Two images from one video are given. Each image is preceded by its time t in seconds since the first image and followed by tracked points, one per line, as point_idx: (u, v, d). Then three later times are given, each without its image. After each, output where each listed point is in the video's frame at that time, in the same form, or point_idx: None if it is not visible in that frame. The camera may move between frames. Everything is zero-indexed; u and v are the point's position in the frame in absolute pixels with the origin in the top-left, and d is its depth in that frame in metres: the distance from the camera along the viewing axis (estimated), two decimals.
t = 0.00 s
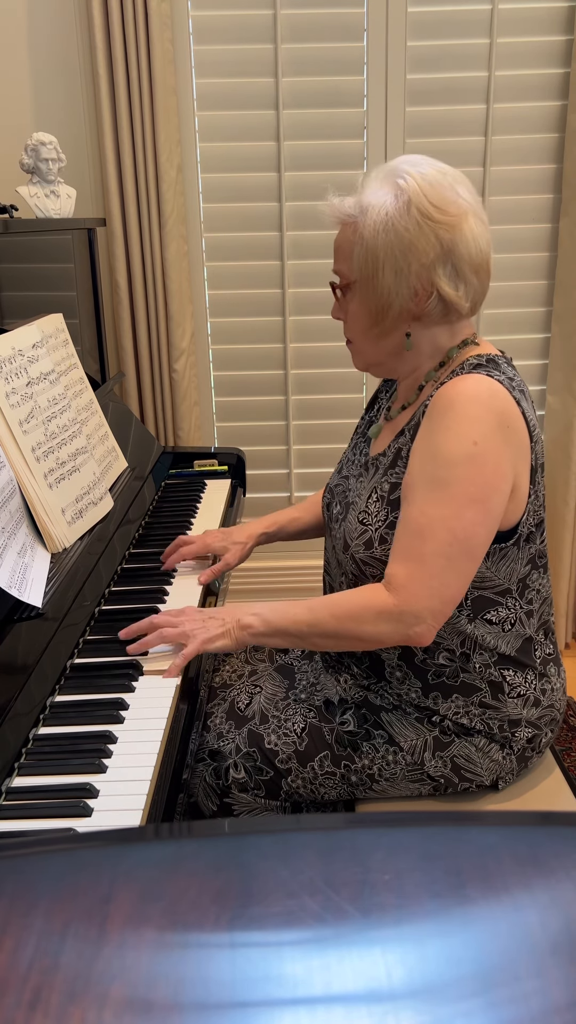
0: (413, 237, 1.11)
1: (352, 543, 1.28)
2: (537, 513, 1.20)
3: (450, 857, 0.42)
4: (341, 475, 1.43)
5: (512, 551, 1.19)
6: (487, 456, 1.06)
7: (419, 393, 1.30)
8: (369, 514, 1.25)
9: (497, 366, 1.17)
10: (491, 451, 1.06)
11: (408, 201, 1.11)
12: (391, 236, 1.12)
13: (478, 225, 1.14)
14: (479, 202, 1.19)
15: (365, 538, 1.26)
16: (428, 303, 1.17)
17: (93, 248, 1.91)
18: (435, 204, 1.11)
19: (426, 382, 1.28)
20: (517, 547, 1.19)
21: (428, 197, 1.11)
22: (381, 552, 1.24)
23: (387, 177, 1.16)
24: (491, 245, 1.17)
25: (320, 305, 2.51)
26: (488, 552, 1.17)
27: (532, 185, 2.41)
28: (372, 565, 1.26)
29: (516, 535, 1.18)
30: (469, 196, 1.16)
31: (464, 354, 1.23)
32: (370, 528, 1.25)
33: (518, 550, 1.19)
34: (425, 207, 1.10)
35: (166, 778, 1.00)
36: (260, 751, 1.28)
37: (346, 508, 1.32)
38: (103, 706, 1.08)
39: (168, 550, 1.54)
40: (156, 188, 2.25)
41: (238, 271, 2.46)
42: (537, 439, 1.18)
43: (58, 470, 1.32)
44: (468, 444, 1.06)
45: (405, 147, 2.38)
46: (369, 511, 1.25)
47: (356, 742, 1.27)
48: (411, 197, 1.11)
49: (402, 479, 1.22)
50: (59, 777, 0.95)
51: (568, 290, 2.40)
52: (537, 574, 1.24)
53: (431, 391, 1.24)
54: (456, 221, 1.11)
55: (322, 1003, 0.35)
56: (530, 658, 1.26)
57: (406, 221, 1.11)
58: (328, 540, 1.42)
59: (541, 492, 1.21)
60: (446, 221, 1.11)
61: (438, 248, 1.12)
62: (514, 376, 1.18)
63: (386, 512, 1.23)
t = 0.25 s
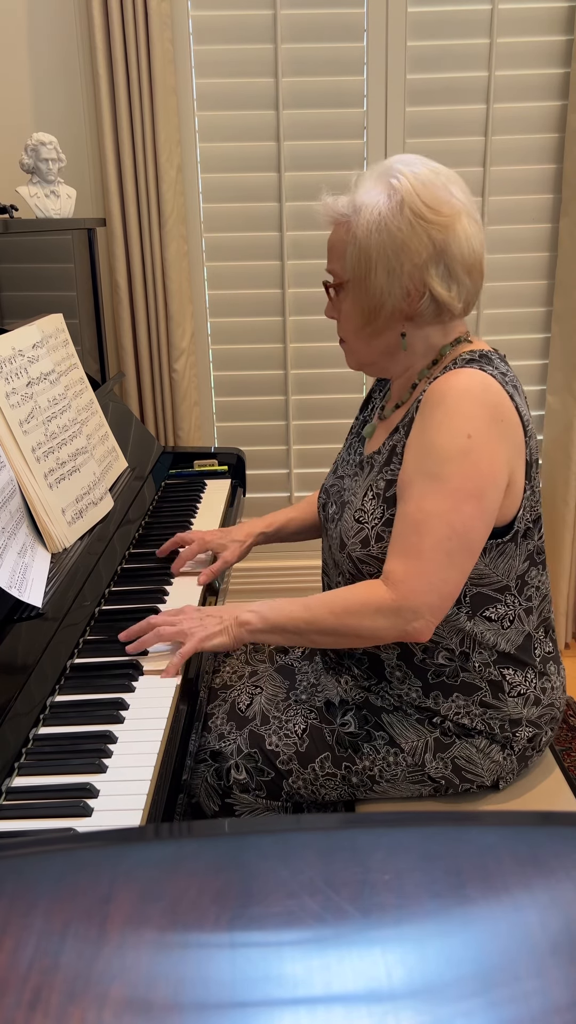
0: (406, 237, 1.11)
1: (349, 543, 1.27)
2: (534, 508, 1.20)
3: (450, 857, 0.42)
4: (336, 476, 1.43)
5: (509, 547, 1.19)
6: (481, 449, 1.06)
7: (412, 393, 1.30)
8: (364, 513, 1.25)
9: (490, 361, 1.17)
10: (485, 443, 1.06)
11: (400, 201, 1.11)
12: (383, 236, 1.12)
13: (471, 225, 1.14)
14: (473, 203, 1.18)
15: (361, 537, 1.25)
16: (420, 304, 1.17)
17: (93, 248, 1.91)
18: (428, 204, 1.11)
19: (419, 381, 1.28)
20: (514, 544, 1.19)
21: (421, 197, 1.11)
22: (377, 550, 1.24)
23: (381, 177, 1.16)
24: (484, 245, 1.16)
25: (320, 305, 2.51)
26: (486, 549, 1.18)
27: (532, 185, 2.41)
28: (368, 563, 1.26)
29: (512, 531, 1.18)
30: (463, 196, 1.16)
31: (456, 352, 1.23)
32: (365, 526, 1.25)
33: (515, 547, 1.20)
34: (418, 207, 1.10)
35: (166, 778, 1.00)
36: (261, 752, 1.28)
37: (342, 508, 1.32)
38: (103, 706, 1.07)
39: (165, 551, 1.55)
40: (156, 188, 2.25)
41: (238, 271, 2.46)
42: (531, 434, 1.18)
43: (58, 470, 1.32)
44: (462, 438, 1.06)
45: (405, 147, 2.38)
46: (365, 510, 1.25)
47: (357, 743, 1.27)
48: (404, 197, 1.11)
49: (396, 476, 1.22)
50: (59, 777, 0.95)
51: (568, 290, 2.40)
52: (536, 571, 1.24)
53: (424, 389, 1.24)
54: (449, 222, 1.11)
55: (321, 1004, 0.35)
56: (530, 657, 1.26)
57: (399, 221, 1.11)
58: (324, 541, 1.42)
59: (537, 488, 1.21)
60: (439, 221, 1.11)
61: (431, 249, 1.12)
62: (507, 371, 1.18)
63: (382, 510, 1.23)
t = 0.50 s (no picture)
0: (375, 242, 1.11)
1: (335, 547, 1.27)
2: (520, 502, 1.21)
3: (450, 857, 0.42)
4: (323, 481, 1.43)
5: (497, 543, 1.20)
6: (463, 443, 1.06)
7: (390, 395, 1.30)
8: (350, 515, 1.25)
9: (464, 358, 1.18)
10: (467, 437, 1.07)
11: (369, 207, 1.10)
12: (353, 241, 1.12)
13: (441, 228, 1.14)
14: (443, 205, 1.18)
15: (347, 540, 1.25)
16: (392, 307, 1.17)
17: (93, 248, 1.91)
18: (396, 209, 1.10)
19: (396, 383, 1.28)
20: (501, 539, 1.20)
21: (390, 203, 1.10)
22: (364, 551, 1.24)
23: (350, 182, 1.16)
24: (454, 247, 1.16)
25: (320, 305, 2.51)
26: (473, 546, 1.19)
27: (532, 185, 2.41)
28: (357, 565, 1.26)
29: (498, 526, 1.19)
30: (433, 199, 1.15)
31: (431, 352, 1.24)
32: (351, 528, 1.24)
33: (503, 543, 1.20)
34: (387, 212, 1.10)
35: (166, 778, 1.00)
36: (260, 755, 1.29)
37: (329, 512, 1.32)
38: (103, 706, 1.07)
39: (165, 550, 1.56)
40: (156, 188, 2.24)
41: (238, 271, 2.46)
42: (511, 428, 1.18)
43: (58, 470, 1.32)
44: (444, 434, 1.06)
45: (405, 147, 2.37)
46: (350, 513, 1.25)
47: (355, 744, 1.27)
48: (372, 202, 1.10)
49: (381, 476, 1.22)
50: (59, 777, 0.95)
51: (568, 290, 2.40)
52: (526, 566, 1.24)
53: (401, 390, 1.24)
54: (418, 226, 1.11)
55: (321, 1003, 0.35)
56: (525, 653, 1.26)
57: (367, 226, 1.11)
58: (314, 546, 1.42)
59: (522, 482, 1.22)
60: (407, 225, 1.10)
61: (400, 253, 1.11)
62: (482, 367, 1.19)
63: (367, 511, 1.23)
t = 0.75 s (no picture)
0: (338, 249, 1.11)
1: (317, 550, 1.27)
2: (498, 497, 1.22)
3: (450, 858, 0.42)
4: (308, 483, 1.43)
5: (476, 538, 1.20)
6: (439, 437, 1.06)
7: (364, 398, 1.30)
8: (330, 518, 1.24)
9: (434, 356, 1.19)
10: (442, 431, 1.07)
11: (331, 214, 1.11)
12: (317, 249, 1.12)
13: (404, 232, 1.14)
14: (407, 209, 1.18)
15: (328, 542, 1.25)
16: (359, 312, 1.17)
17: (93, 248, 1.91)
18: (359, 215, 1.11)
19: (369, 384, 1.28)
20: (480, 535, 1.20)
21: (351, 209, 1.11)
22: (346, 553, 1.24)
23: (313, 190, 1.16)
24: (420, 250, 1.16)
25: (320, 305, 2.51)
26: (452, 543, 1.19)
27: (532, 185, 2.41)
28: (340, 567, 1.26)
29: (476, 522, 1.19)
30: (396, 204, 1.15)
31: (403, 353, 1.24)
32: (331, 531, 1.24)
33: (483, 538, 1.21)
34: (349, 219, 1.10)
35: (166, 778, 1.00)
36: (256, 756, 1.29)
37: (312, 515, 1.32)
38: (103, 706, 1.07)
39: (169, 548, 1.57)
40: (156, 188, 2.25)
41: (238, 271, 2.46)
42: (486, 424, 1.19)
43: (58, 470, 1.32)
44: (419, 432, 1.06)
45: (405, 147, 2.37)
46: (330, 514, 1.24)
47: (349, 743, 1.27)
48: (334, 209, 1.11)
49: (357, 479, 1.22)
50: (60, 777, 0.95)
51: (568, 290, 2.39)
52: (509, 560, 1.25)
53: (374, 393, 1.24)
54: (380, 231, 1.11)
55: (321, 1004, 0.35)
56: (514, 647, 1.26)
57: (330, 234, 1.11)
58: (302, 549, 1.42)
59: (499, 477, 1.23)
60: (369, 231, 1.11)
61: (363, 258, 1.12)
62: (452, 364, 1.19)
63: (346, 513, 1.22)
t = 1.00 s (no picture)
0: (319, 252, 1.12)
1: (307, 549, 1.28)
2: (485, 492, 1.22)
3: (450, 857, 0.42)
4: (299, 483, 1.43)
5: (465, 534, 1.20)
6: (427, 434, 1.07)
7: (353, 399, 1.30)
8: (319, 517, 1.25)
9: (419, 356, 1.19)
10: (429, 427, 1.08)
11: (311, 220, 1.12)
12: (298, 253, 1.13)
13: (385, 235, 1.14)
14: (389, 212, 1.19)
15: (317, 542, 1.25)
16: (342, 314, 1.17)
17: (93, 248, 1.91)
18: (339, 220, 1.11)
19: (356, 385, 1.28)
20: (469, 530, 1.21)
21: (331, 214, 1.11)
22: (334, 552, 1.24)
23: (295, 196, 1.17)
24: (402, 252, 1.17)
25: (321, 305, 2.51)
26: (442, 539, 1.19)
27: (532, 185, 2.41)
28: (329, 565, 1.26)
29: (465, 518, 1.20)
30: (377, 208, 1.16)
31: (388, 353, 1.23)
32: (321, 530, 1.24)
33: (472, 533, 1.21)
34: (329, 223, 1.11)
35: (166, 777, 1.00)
36: (253, 755, 1.29)
37: (303, 514, 1.32)
38: (103, 706, 1.08)
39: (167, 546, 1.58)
40: (156, 188, 2.25)
41: (238, 271, 2.46)
42: (472, 421, 1.19)
43: (58, 470, 1.32)
44: (407, 429, 1.07)
45: (405, 147, 2.37)
46: (320, 514, 1.24)
47: (346, 741, 1.27)
48: (314, 214, 1.12)
49: (345, 478, 1.21)
50: (60, 777, 0.95)
51: (568, 290, 2.39)
52: (498, 556, 1.25)
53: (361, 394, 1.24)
54: (360, 235, 1.12)
55: (321, 1004, 0.35)
56: (506, 642, 1.26)
57: (311, 238, 1.12)
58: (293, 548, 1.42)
59: (487, 472, 1.23)
60: (349, 235, 1.11)
61: (344, 262, 1.12)
62: (435, 362, 1.20)
63: (334, 513, 1.22)
